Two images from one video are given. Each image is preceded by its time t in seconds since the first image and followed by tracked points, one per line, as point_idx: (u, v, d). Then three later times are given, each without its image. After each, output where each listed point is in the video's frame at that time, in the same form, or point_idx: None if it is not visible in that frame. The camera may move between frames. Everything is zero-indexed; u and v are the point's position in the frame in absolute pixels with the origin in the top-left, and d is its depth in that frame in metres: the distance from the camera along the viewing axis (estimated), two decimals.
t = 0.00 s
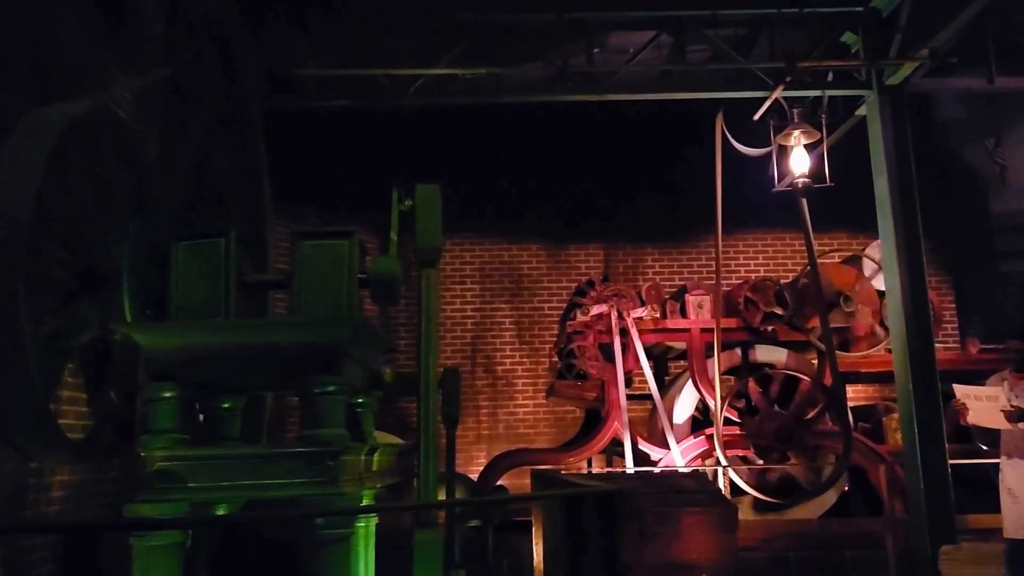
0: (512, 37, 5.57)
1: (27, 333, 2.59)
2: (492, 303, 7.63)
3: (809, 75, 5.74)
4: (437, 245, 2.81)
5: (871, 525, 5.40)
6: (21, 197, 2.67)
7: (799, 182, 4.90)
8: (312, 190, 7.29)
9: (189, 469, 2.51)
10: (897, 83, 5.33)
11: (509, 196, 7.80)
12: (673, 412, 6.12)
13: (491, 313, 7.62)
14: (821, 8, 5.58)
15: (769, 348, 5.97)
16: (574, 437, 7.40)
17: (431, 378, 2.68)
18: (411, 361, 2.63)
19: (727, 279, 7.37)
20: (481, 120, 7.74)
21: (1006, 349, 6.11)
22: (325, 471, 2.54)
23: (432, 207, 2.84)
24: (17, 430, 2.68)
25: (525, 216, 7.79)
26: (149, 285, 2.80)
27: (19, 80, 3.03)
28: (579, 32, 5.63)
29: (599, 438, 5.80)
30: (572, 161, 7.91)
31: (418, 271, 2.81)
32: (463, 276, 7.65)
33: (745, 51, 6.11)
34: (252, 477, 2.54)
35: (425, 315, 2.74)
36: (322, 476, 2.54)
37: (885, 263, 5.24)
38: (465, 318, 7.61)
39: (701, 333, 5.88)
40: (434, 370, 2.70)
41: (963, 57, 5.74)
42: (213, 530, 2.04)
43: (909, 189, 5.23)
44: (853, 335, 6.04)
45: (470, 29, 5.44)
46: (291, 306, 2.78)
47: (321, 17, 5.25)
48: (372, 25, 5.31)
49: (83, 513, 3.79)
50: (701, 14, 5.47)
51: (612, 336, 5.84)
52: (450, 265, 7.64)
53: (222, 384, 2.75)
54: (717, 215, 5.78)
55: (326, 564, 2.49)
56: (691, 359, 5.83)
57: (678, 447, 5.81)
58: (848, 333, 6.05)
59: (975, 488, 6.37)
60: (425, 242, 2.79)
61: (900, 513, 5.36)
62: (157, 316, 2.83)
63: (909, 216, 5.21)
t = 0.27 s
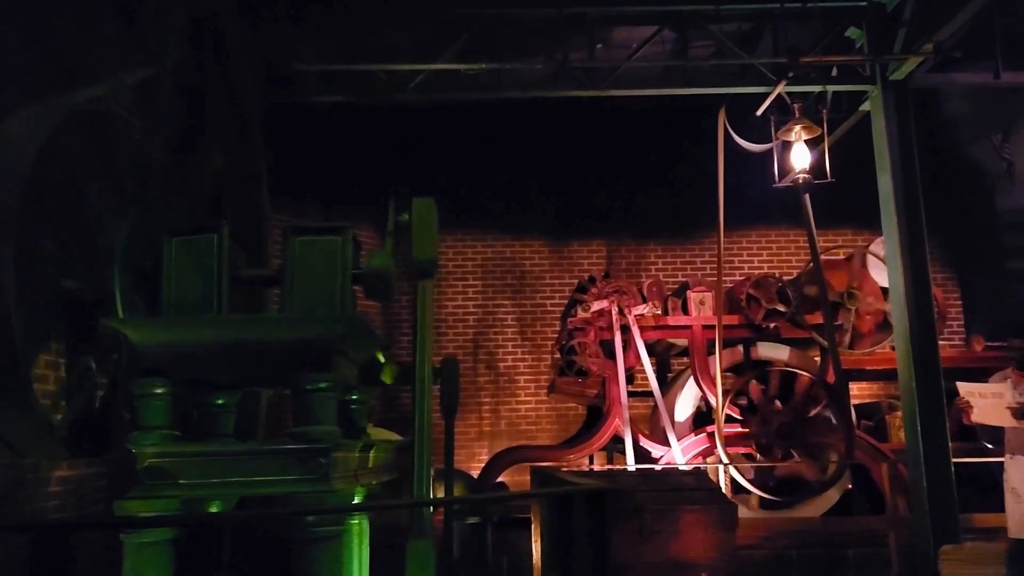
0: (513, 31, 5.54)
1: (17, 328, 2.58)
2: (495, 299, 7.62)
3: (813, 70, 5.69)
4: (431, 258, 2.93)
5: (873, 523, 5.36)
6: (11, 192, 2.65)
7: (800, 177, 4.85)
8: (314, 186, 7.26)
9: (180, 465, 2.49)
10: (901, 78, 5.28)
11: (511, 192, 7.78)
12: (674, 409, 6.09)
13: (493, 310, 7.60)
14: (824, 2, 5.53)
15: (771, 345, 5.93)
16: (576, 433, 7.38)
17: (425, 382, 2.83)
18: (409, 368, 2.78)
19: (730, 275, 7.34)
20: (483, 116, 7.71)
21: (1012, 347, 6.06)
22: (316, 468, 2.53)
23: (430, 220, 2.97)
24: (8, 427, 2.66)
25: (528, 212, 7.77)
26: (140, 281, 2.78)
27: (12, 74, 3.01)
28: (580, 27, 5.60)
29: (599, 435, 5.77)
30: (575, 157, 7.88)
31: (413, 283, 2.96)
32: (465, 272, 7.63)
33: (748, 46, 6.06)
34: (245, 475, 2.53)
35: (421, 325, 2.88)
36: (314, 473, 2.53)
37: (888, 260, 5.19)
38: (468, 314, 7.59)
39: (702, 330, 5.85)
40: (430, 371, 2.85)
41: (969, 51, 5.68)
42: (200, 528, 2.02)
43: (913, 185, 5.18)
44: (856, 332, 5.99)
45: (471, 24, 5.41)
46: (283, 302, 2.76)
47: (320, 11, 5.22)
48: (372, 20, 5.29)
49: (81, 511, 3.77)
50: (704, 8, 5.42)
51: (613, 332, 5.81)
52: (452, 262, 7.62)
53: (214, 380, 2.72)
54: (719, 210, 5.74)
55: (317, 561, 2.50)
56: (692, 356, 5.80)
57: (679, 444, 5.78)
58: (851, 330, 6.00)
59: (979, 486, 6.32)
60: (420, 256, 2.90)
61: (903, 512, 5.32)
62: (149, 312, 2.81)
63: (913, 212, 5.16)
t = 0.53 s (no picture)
0: (517, 24, 5.50)
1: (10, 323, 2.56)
2: (500, 294, 7.59)
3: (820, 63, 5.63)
4: (431, 273, 2.98)
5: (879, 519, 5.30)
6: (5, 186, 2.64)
7: (802, 171, 4.80)
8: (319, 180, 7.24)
9: (174, 459, 2.49)
10: (908, 71, 5.23)
11: (517, 186, 7.75)
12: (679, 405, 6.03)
13: (498, 304, 7.58)
14: None
15: (777, 340, 5.90)
16: (581, 428, 7.36)
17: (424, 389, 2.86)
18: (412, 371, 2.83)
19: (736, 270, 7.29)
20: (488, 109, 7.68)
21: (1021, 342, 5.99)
22: (311, 463, 2.52)
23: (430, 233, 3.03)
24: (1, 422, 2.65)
25: (533, 206, 7.74)
26: (134, 275, 2.76)
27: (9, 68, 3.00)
28: (584, 19, 5.56)
29: (603, 430, 5.75)
30: (580, 151, 7.84)
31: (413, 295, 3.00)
32: (470, 267, 7.61)
33: (755, 38, 6.00)
34: (239, 469, 2.52)
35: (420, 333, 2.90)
36: (309, 468, 2.52)
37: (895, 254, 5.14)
38: (472, 309, 7.57)
39: (707, 325, 5.82)
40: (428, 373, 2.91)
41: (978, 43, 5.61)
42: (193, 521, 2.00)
43: (920, 179, 5.13)
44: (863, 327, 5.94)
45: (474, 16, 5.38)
46: (279, 296, 2.75)
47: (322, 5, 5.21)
48: (374, 13, 5.27)
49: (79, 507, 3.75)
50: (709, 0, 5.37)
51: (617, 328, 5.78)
52: (457, 256, 7.60)
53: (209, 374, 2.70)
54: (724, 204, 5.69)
55: (310, 555, 2.53)
56: (697, 351, 5.76)
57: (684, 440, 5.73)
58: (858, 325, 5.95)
59: (987, 483, 6.25)
60: (419, 271, 2.93)
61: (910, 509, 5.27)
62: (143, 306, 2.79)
63: (920, 206, 5.11)
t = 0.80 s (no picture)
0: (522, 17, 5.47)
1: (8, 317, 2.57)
2: (506, 289, 7.58)
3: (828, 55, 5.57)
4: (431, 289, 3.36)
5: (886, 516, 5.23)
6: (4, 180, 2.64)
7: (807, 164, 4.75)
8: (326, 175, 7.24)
9: (171, 453, 2.48)
10: (918, 64, 5.17)
11: (523, 180, 7.72)
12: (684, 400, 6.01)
13: (505, 299, 7.57)
14: None
15: (785, 335, 5.89)
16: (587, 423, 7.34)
17: (423, 394, 3.26)
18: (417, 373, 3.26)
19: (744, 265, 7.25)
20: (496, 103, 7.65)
21: None
22: (306, 457, 2.51)
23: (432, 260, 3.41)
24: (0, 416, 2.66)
25: (540, 201, 7.71)
26: (133, 269, 2.76)
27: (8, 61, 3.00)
28: (588, 11, 5.52)
29: (608, 426, 5.73)
30: (587, 145, 7.80)
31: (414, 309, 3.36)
32: (476, 261, 7.60)
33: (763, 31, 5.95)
34: (236, 463, 2.51)
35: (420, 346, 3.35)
36: (304, 462, 2.51)
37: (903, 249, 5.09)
38: (479, 304, 7.56)
39: (713, 320, 5.78)
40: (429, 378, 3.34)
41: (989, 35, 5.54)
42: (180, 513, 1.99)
43: (929, 172, 5.07)
44: (871, 322, 5.88)
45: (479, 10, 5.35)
46: (276, 290, 2.74)
47: None
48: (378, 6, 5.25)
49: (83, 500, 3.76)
50: None
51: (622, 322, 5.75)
52: (464, 251, 7.59)
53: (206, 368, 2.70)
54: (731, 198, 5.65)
55: (304, 549, 2.63)
56: (702, 346, 5.73)
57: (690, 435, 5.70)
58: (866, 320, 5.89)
59: (997, 480, 6.19)
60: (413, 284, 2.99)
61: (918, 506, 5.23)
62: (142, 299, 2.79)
63: (928, 199, 5.04)
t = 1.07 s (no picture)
0: (527, 12, 5.44)
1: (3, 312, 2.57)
2: (512, 285, 7.56)
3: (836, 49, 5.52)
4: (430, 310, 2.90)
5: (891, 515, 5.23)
6: None
7: (810, 159, 4.71)
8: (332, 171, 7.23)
9: (165, 449, 2.48)
10: (926, 57, 5.10)
11: (529, 176, 7.70)
12: (690, 397, 5.94)
13: (511, 296, 7.55)
14: None
15: (791, 333, 5.72)
16: (593, 420, 7.31)
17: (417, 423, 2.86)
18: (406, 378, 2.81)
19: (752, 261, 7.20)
20: (502, 99, 7.63)
21: None
22: (299, 454, 2.49)
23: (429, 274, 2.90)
24: None
25: (547, 197, 7.69)
26: (130, 266, 2.76)
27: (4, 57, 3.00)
28: (591, 6, 5.49)
29: (612, 423, 5.71)
30: (593, 140, 7.77)
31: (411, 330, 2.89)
32: (482, 258, 7.58)
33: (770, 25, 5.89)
34: (228, 460, 2.50)
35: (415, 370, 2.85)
36: (297, 459, 2.49)
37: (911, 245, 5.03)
38: (485, 300, 7.55)
39: (718, 317, 5.74)
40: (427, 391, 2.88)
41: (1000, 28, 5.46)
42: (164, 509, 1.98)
43: (938, 167, 5.00)
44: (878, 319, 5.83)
45: (483, 5, 5.32)
46: (272, 286, 2.73)
47: None
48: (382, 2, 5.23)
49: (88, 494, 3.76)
50: None
51: (627, 320, 5.72)
52: (470, 247, 7.58)
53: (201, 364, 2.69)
54: (736, 194, 5.60)
55: (296, 546, 2.63)
56: (708, 343, 5.68)
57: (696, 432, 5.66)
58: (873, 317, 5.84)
59: (1007, 478, 6.14)
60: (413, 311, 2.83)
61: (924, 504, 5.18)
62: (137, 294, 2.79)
63: (937, 195, 4.98)
